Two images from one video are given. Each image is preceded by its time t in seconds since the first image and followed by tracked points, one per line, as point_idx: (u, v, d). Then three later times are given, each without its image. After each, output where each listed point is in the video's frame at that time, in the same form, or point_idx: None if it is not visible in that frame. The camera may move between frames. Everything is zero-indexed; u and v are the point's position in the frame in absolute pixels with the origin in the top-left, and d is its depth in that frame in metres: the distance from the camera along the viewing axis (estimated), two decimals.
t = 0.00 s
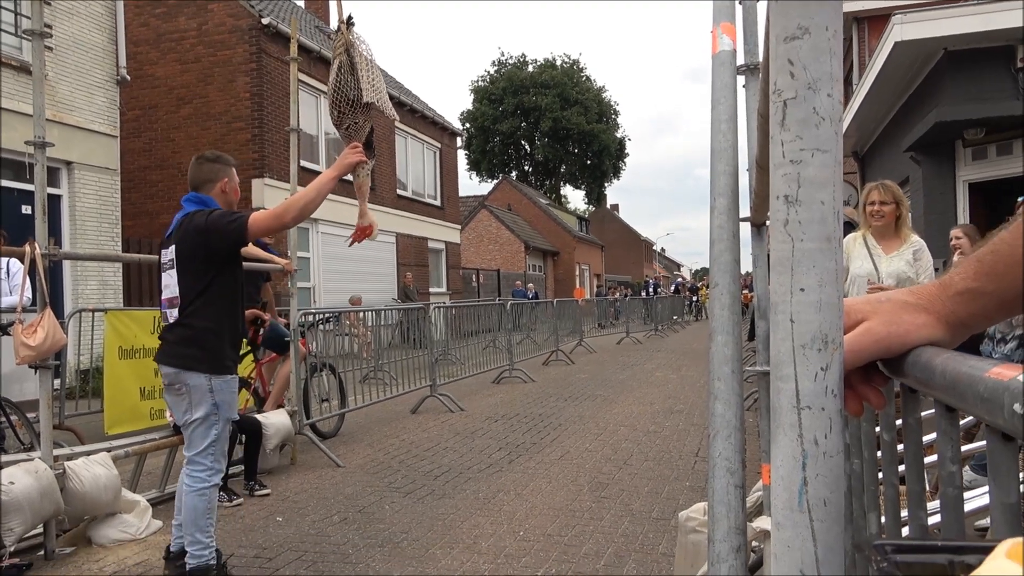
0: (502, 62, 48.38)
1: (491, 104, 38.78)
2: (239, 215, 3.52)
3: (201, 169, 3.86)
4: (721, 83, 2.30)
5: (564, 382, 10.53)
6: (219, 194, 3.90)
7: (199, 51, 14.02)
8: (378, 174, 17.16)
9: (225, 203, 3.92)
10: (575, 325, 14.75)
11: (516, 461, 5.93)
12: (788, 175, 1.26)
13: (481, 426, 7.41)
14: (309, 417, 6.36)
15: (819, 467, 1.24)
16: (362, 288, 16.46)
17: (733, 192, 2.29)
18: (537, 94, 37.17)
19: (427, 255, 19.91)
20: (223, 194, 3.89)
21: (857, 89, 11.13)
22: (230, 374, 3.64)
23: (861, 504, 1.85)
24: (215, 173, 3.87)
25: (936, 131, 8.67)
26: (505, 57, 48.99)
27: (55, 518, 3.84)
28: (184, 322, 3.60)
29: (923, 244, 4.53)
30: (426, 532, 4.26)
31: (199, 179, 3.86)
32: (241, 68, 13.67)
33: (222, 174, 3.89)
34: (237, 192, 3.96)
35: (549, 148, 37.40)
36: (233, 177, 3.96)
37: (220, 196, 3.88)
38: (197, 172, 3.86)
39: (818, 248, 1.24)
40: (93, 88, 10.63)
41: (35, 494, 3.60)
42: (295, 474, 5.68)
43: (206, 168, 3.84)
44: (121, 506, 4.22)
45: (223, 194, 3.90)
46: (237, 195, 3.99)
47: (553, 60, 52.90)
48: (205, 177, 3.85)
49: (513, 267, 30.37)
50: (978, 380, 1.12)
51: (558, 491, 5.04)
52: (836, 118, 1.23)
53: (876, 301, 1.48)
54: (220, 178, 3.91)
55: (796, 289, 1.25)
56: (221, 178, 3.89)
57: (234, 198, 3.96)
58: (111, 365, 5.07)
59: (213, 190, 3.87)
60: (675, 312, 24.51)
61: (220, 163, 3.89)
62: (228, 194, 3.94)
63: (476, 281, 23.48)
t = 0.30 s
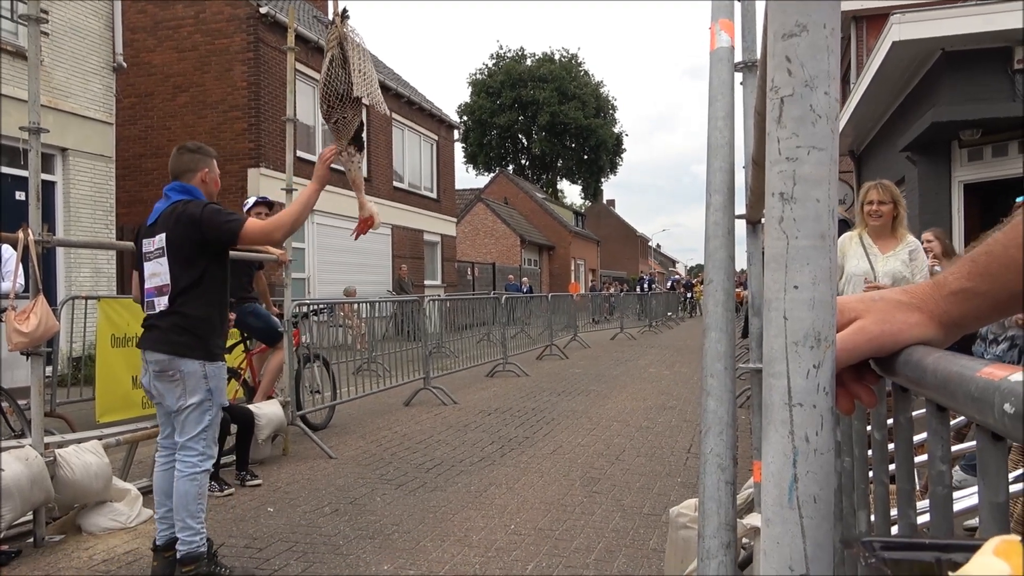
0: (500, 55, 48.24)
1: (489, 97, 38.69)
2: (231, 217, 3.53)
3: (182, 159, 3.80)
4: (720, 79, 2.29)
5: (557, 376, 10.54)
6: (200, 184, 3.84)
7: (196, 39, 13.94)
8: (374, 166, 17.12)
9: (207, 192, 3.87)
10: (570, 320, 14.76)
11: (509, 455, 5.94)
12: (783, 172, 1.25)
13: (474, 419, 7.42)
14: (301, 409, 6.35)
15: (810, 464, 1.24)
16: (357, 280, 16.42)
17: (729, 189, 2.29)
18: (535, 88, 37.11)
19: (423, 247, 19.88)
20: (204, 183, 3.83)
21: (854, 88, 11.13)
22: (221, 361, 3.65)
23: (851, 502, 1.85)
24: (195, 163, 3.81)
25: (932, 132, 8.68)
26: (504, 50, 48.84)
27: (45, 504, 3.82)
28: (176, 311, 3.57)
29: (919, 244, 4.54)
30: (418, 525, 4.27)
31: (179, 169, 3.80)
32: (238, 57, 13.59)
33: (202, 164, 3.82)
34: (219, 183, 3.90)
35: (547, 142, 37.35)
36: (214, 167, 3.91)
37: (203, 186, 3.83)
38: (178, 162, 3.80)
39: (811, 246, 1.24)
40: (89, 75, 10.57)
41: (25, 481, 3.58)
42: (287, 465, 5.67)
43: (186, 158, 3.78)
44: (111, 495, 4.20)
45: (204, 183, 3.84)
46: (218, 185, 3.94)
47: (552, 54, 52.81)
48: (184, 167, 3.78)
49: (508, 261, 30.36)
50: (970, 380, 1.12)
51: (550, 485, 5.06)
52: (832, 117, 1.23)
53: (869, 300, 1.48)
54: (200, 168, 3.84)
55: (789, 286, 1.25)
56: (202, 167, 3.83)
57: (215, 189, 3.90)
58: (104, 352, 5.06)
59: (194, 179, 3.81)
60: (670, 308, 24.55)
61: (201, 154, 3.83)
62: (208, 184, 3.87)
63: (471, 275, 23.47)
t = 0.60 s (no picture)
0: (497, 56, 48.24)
1: (485, 98, 38.70)
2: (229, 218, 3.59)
3: (170, 156, 3.76)
4: (717, 83, 2.30)
5: (551, 378, 10.54)
6: (187, 182, 3.78)
7: (193, 36, 13.90)
8: (370, 165, 17.10)
9: (194, 191, 3.83)
10: (564, 321, 14.77)
11: (502, 456, 5.94)
12: (779, 177, 1.26)
13: (467, 420, 7.41)
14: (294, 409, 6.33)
15: (803, 469, 1.24)
16: (351, 279, 16.39)
17: (725, 192, 2.30)
18: (532, 89, 37.13)
19: (418, 247, 19.86)
20: (191, 182, 3.77)
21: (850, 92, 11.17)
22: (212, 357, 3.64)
23: (843, 506, 1.86)
24: (183, 161, 3.76)
25: (927, 137, 8.72)
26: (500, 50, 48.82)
27: (36, 503, 3.80)
28: (167, 310, 3.55)
29: (913, 249, 4.56)
30: (410, 526, 4.26)
31: (167, 166, 3.74)
32: (235, 55, 13.55)
33: (190, 162, 3.77)
34: (206, 182, 3.85)
35: (543, 143, 37.36)
36: (202, 166, 3.85)
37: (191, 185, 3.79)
38: (165, 160, 3.74)
39: (806, 252, 1.24)
40: (84, 72, 10.53)
41: (17, 480, 3.56)
42: (280, 464, 5.66)
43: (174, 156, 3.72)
44: (103, 493, 4.18)
45: (191, 181, 3.77)
46: (205, 184, 3.89)
47: (549, 54, 52.85)
48: (172, 165, 3.73)
49: (504, 261, 30.38)
50: (961, 386, 1.12)
51: (543, 487, 5.06)
52: (828, 122, 1.23)
53: (863, 304, 1.48)
54: (189, 166, 3.79)
55: (784, 292, 1.25)
56: (190, 166, 3.77)
57: (202, 188, 3.85)
58: (96, 350, 5.04)
59: (182, 178, 3.75)
60: (664, 310, 24.59)
61: (189, 152, 3.79)
62: (196, 182, 3.81)
63: (466, 275, 23.46)
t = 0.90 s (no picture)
0: (493, 64, 48.40)
1: (481, 107, 38.78)
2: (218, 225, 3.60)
3: (155, 164, 3.74)
4: (713, 93, 2.31)
5: (546, 386, 10.54)
6: (173, 190, 3.77)
7: (188, 43, 13.91)
8: (365, 173, 17.11)
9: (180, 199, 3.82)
10: (559, 329, 14.77)
11: (496, 465, 5.93)
12: (779, 188, 1.26)
13: (462, 429, 7.39)
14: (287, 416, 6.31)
15: (802, 480, 1.25)
16: (345, 287, 16.36)
17: (721, 202, 2.30)
18: (527, 98, 37.25)
19: (413, 255, 19.86)
20: (177, 189, 3.77)
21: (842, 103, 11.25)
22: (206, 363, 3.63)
23: (839, 516, 1.86)
24: (168, 168, 3.75)
25: (919, 147, 8.78)
26: (496, 59, 48.94)
27: (27, 511, 3.77)
28: (159, 317, 3.53)
29: (907, 258, 4.58)
30: (404, 535, 4.24)
31: (152, 173, 3.73)
32: (230, 62, 13.56)
33: (176, 170, 3.76)
34: (192, 189, 3.85)
35: (538, 152, 37.46)
36: (188, 174, 3.84)
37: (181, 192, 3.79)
38: (151, 168, 3.73)
39: (805, 262, 1.24)
40: (79, 78, 10.52)
41: (8, 488, 3.53)
42: (273, 473, 5.63)
43: (160, 163, 3.72)
44: (95, 501, 4.16)
45: (177, 189, 3.77)
46: (192, 191, 3.88)
47: (544, 64, 53.04)
48: (159, 172, 3.72)
49: (498, 270, 30.39)
50: (956, 396, 1.13)
51: (538, 496, 5.05)
52: (828, 133, 1.24)
53: (863, 311, 1.48)
54: (175, 174, 3.79)
55: (783, 301, 1.26)
56: (176, 173, 3.77)
57: (188, 195, 3.84)
58: (89, 358, 5.00)
59: (168, 186, 3.74)
60: (658, 318, 24.62)
61: (175, 159, 3.78)
62: (182, 190, 3.81)
63: (461, 283, 23.46)
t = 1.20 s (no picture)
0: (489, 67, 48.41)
1: (476, 109, 38.80)
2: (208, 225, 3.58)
3: (143, 167, 3.74)
4: (705, 97, 2.32)
5: (540, 388, 10.54)
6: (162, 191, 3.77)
7: (183, 45, 13.90)
8: (360, 175, 17.11)
9: (170, 200, 3.82)
10: (554, 332, 14.78)
11: (490, 467, 5.93)
12: (765, 190, 1.27)
13: (456, 431, 7.39)
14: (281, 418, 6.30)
15: (790, 481, 1.26)
16: (340, 289, 16.34)
17: (713, 205, 2.31)
18: (522, 101, 37.31)
19: (408, 258, 19.85)
20: (166, 191, 3.77)
21: (836, 106, 11.29)
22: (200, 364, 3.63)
23: (831, 518, 1.87)
24: (157, 171, 3.74)
25: (912, 151, 8.83)
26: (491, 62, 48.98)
27: (19, 513, 3.75)
28: (151, 318, 3.51)
29: (900, 261, 4.59)
30: (398, 537, 4.23)
31: (141, 177, 3.73)
32: (225, 64, 13.54)
33: (164, 172, 3.76)
34: (182, 189, 3.85)
35: (533, 155, 37.51)
36: (176, 174, 3.84)
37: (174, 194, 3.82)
38: (138, 171, 3.73)
39: (792, 264, 1.25)
40: (73, 80, 10.50)
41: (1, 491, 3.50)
42: (267, 475, 5.62)
43: (148, 166, 3.72)
44: (88, 504, 4.14)
45: (166, 190, 3.77)
46: (181, 192, 3.88)
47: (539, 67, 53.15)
48: (146, 175, 3.71)
49: (493, 272, 30.41)
50: (948, 398, 1.14)
51: (531, 498, 5.05)
52: (813, 136, 1.26)
53: (867, 310, 1.49)
54: (163, 176, 3.79)
55: (770, 303, 1.27)
56: (165, 175, 3.77)
57: (178, 196, 3.85)
58: (83, 359, 5.00)
59: (156, 188, 3.74)
60: (653, 321, 24.63)
61: (162, 161, 3.78)
62: (171, 192, 3.80)
63: (456, 286, 23.46)
